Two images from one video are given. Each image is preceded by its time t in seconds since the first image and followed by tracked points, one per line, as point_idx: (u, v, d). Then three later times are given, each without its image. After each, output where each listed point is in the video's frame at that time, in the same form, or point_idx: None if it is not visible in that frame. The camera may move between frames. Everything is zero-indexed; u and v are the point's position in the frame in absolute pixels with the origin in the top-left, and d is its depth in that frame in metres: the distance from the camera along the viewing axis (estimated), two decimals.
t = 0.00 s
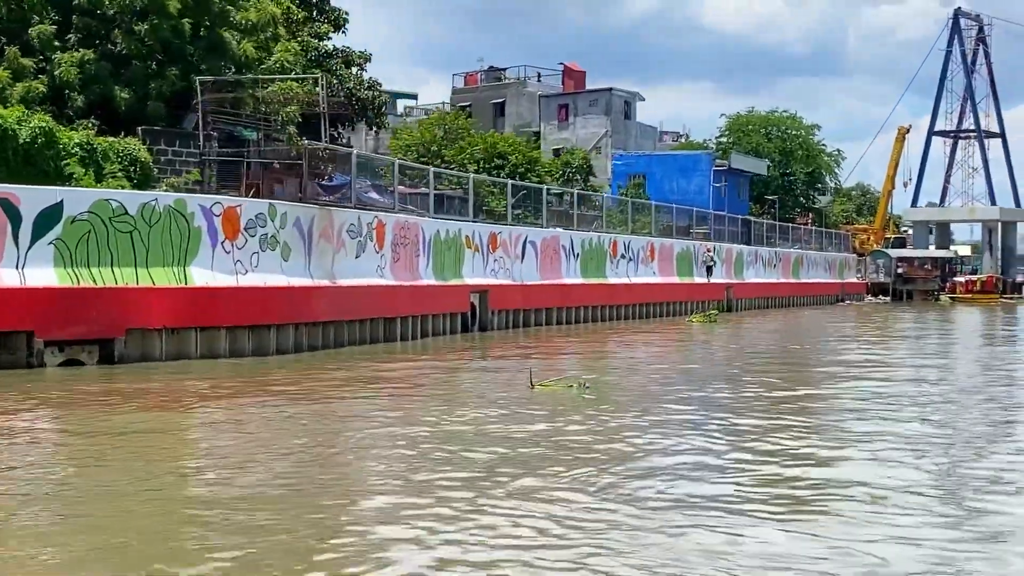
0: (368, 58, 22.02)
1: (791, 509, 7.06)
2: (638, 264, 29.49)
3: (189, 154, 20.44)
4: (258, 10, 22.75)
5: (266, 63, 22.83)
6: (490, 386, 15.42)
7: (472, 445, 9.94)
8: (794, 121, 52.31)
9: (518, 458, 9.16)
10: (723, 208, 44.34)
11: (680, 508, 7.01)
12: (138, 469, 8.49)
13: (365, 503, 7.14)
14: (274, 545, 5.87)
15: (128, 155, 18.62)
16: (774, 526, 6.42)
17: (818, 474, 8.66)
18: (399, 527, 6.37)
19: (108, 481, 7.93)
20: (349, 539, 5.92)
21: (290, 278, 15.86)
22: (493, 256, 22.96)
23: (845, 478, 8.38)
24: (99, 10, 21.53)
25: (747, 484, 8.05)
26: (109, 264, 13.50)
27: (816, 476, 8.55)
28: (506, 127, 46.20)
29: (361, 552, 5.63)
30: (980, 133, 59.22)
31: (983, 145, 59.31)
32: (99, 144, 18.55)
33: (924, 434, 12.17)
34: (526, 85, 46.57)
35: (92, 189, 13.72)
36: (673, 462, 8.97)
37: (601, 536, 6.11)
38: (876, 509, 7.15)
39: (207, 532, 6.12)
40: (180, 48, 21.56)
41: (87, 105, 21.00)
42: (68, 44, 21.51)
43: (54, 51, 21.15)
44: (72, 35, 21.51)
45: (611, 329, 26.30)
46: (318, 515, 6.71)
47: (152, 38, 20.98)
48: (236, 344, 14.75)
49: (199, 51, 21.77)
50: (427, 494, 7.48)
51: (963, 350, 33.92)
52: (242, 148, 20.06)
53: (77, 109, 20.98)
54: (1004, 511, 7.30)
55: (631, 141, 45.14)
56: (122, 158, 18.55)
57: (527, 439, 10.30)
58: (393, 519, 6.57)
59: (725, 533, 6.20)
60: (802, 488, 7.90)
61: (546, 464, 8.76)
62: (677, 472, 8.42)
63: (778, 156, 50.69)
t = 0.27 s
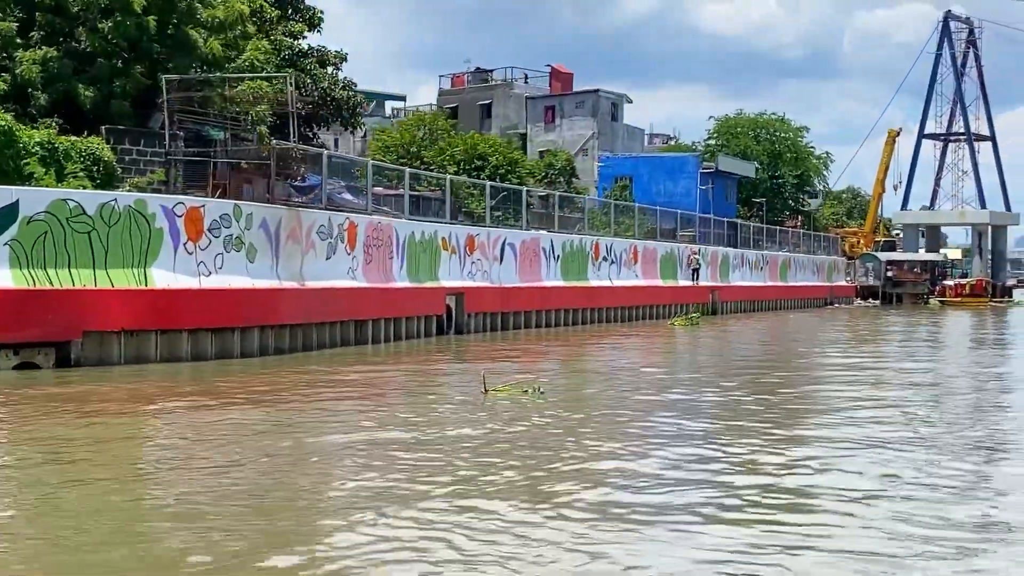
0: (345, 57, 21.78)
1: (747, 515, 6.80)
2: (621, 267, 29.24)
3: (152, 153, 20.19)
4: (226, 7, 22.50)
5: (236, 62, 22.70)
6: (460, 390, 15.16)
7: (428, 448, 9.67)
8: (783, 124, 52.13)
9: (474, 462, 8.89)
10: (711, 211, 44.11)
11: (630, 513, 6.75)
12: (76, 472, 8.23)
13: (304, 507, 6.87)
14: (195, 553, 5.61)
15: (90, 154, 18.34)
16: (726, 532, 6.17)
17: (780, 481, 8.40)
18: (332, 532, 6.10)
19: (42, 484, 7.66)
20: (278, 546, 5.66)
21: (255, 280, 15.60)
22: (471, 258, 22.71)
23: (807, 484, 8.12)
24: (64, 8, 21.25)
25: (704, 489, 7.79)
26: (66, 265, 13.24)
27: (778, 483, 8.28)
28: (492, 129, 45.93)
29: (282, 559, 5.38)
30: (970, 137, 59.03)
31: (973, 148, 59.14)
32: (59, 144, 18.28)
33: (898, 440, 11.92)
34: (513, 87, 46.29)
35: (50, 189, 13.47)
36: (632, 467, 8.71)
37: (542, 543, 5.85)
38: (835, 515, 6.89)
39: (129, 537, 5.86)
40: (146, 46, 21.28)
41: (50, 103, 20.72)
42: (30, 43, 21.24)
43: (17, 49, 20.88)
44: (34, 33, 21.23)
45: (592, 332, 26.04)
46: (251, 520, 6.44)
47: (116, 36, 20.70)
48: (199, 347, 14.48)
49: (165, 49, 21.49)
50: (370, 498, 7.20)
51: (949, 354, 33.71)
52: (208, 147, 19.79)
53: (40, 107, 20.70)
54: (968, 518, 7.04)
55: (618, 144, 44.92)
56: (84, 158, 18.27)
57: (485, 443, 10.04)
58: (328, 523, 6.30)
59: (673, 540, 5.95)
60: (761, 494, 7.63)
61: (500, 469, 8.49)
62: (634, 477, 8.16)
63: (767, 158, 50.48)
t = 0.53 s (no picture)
0: (320, 57, 21.52)
1: (694, 528, 6.57)
2: (603, 270, 29.00)
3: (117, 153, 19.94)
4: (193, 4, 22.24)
5: (204, 61, 22.38)
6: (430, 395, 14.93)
7: (382, 456, 9.42)
8: (773, 126, 51.92)
9: (425, 471, 8.65)
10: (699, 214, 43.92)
11: (574, 528, 6.51)
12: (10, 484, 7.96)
13: (238, 521, 6.64)
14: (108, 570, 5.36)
15: (52, 154, 18.08)
16: (669, 547, 5.92)
17: (739, 490, 8.17)
18: (259, 548, 5.85)
19: None
20: (196, 567, 5.40)
21: (221, 281, 15.34)
22: (449, 260, 22.45)
23: (764, 493, 7.89)
24: (28, 4, 20.98)
25: (657, 499, 7.56)
26: (24, 266, 12.95)
27: (736, 492, 8.05)
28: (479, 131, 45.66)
29: None
30: (961, 140, 58.81)
31: (963, 151, 58.96)
32: (18, 142, 18.01)
33: (869, 446, 11.70)
34: (501, 88, 46.01)
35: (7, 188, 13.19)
36: (588, 477, 8.48)
37: (476, 560, 5.61)
38: (786, 528, 6.66)
39: (41, 556, 5.60)
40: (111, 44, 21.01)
41: (12, 102, 20.44)
42: None
43: None
44: None
45: (573, 336, 25.80)
46: (176, 536, 6.20)
47: (80, 33, 20.43)
48: (161, 350, 14.20)
49: (132, 48, 21.22)
50: (307, 511, 6.96)
51: (936, 357, 33.50)
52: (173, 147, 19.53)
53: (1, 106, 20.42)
54: (926, 531, 6.81)
55: (606, 146, 44.71)
56: (45, 157, 18.00)
57: (442, 449, 9.80)
58: (255, 539, 6.06)
59: (612, 555, 5.71)
60: (715, 506, 7.40)
61: (450, 478, 8.25)
62: (586, 487, 7.92)
63: (755, 161, 50.28)
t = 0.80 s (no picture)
0: (296, 56, 21.13)
1: (639, 542, 6.33)
2: (586, 272, 28.76)
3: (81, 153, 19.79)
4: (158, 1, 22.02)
5: (172, 59, 22.30)
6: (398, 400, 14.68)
7: (333, 462, 9.18)
8: (762, 129, 51.70)
9: (373, 479, 8.41)
10: (688, 216, 43.77)
11: (513, 541, 6.27)
12: None
13: (166, 532, 6.42)
14: None
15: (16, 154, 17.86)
16: (604, 565, 5.70)
17: (693, 499, 7.95)
18: (175, 565, 5.63)
19: None
20: None
21: (185, 282, 15.07)
22: (426, 262, 22.18)
23: (718, 504, 7.68)
24: None
25: (606, 509, 7.34)
26: None
27: (691, 501, 7.81)
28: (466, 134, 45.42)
29: None
30: (952, 142, 58.60)
31: (954, 154, 58.75)
32: None
33: (840, 451, 11.47)
34: (488, 90, 45.74)
35: None
36: (541, 484, 8.24)
37: None
38: (734, 541, 6.42)
39: None
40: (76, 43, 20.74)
41: None
42: None
43: None
44: None
45: (554, 339, 25.55)
46: (95, 551, 5.95)
47: (44, 32, 20.15)
48: (122, 353, 13.94)
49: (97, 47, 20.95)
50: (238, 523, 6.71)
51: (924, 361, 33.27)
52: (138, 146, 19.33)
53: None
54: (881, 543, 6.58)
55: (593, 148, 44.52)
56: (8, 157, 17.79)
57: (398, 456, 9.58)
58: (175, 554, 5.81)
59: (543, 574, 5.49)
60: (664, 516, 7.17)
61: (397, 486, 8.01)
62: (535, 498, 7.70)
63: (745, 163, 50.09)
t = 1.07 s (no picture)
0: (272, 57, 21.09)
1: (580, 550, 6.09)
2: (570, 275, 28.51)
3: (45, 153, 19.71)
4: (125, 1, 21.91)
5: (141, 58, 22.14)
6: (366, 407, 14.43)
7: (283, 467, 8.93)
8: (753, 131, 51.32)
9: (319, 484, 8.15)
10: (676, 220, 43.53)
11: (452, 550, 6.00)
12: None
13: (89, 541, 6.18)
14: None
15: None
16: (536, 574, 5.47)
17: (647, 502, 7.71)
18: None
19: None
20: None
21: (149, 285, 14.82)
22: (404, 265, 21.93)
23: (672, 507, 7.43)
24: None
25: (553, 514, 7.11)
26: None
27: (644, 505, 7.58)
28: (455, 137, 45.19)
29: None
30: (944, 146, 58.37)
31: (946, 157, 58.54)
32: None
33: (812, 453, 11.21)
34: (477, 92, 45.49)
35: None
36: (493, 487, 7.98)
37: None
38: (681, 550, 6.16)
39: None
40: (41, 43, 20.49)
41: None
42: None
43: None
44: None
45: (535, 342, 25.29)
46: (9, 562, 5.72)
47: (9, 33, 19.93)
48: (81, 357, 13.69)
49: (62, 47, 20.71)
50: (165, 531, 6.47)
51: (912, 365, 33.02)
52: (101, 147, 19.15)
53: None
54: (835, 550, 6.32)
55: (582, 150, 44.25)
56: None
57: (352, 459, 9.34)
58: (88, 566, 5.57)
59: None
60: (612, 521, 6.94)
61: (342, 488, 7.75)
62: (481, 503, 7.46)
63: (735, 166, 49.91)
